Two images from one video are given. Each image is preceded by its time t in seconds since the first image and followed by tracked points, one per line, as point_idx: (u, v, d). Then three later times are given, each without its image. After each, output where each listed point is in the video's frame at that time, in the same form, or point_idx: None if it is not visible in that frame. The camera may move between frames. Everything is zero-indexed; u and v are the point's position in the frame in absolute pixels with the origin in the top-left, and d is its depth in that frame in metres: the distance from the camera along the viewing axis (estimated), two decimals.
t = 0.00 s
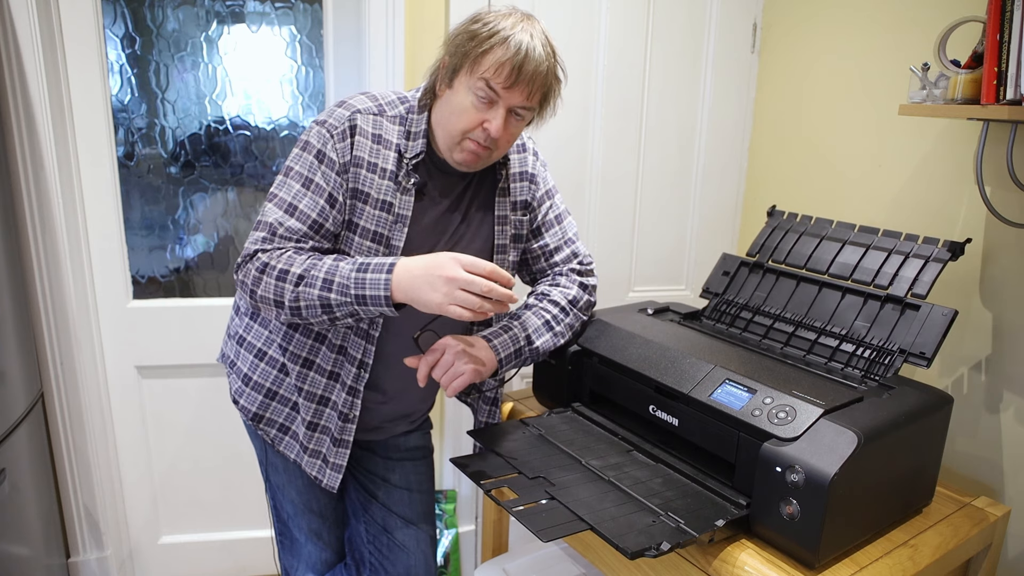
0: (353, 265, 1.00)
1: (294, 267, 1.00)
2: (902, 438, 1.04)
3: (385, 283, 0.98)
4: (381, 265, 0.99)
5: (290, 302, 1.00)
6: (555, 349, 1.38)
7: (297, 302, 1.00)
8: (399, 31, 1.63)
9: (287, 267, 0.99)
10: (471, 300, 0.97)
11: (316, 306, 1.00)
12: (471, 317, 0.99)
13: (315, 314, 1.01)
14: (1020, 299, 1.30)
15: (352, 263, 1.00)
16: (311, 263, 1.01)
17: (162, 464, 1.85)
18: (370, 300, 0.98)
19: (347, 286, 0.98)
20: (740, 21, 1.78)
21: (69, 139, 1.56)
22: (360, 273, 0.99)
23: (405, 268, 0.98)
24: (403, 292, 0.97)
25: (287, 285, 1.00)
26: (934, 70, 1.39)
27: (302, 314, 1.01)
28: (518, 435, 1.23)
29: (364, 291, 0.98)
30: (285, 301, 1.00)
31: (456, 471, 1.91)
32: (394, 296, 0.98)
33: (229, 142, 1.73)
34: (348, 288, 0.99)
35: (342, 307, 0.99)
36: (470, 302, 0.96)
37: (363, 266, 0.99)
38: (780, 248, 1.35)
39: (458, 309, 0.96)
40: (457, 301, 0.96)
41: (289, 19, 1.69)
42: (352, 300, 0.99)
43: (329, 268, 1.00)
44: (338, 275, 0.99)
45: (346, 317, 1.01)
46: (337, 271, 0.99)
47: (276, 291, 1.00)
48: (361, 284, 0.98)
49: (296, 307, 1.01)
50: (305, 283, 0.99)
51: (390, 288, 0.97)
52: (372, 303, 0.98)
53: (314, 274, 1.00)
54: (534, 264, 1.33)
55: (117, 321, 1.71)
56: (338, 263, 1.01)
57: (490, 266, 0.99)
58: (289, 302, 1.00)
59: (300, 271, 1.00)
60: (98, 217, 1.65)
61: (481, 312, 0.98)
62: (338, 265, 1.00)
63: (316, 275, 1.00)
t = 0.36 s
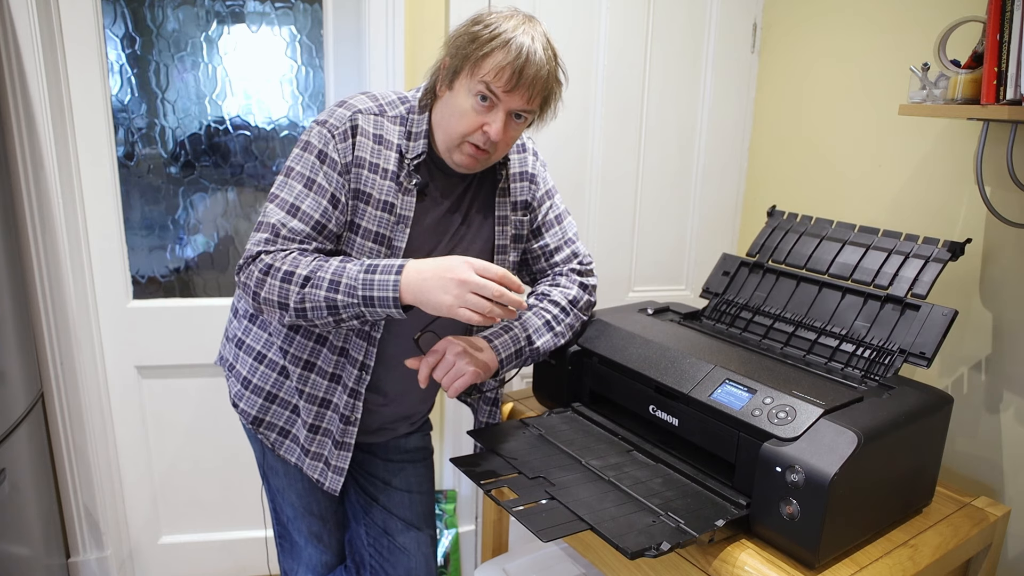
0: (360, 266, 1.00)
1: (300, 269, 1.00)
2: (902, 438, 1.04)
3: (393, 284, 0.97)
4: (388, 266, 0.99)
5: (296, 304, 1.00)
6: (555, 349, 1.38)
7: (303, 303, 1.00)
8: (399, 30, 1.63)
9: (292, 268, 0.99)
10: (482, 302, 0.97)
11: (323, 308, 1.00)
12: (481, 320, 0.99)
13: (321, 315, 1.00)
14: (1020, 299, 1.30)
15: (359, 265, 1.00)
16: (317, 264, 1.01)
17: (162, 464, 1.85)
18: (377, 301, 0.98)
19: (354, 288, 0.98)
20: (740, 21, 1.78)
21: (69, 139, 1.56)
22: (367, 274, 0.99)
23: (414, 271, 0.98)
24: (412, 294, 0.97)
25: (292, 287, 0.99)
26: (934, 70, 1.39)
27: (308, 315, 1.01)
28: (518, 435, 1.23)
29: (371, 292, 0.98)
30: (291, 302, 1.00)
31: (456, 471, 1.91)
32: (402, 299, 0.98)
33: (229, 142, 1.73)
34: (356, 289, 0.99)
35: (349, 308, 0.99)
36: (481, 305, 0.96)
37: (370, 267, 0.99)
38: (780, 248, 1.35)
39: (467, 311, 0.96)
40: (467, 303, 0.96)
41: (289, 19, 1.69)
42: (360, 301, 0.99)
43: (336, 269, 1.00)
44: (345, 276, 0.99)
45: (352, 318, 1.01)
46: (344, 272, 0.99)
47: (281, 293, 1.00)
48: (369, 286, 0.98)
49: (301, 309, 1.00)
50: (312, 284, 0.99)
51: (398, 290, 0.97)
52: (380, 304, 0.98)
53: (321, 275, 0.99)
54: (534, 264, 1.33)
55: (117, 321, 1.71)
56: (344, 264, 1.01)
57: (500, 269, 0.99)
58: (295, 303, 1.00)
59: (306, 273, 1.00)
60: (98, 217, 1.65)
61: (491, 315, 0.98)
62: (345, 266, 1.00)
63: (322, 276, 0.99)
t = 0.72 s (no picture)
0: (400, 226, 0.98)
1: (337, 237, 0.97)
2: (902, 438, 1.04)
3: (443, 229, 0.96)
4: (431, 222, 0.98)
5: (337, 270, 0.96)
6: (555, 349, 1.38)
7: (345, 268, 0.96)
8: (399, 30, 1.63)
9: (330, 238, 0.96)
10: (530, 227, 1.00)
11: (367, 270, 0.96)
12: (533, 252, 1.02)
13: (363, 280, 0.96)
14: (1020, 299, 1.30)
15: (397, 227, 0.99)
16: (352, 234, 0.98)
17: (162, 464, 1.85)
18: (425, 252, 0.96)
19: (400, 241, 0.96)
20: (740, 21, 1.78)
21: (69, 139, 1.56)
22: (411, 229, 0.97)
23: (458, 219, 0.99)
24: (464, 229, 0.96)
25: (332, 255, 0.96)
26: (934, 70, 1.39)
27: (348, 282, 0.97)
28: (518, 435, 1.23)
29: (420, 242, 0.96)
30: (331, 270, 0.96)
31: (456, 471, 1.92)
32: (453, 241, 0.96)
33: (229, 142, 1.73)
34: (402, 242, 0.96)
35: (395, 265, 0.96)
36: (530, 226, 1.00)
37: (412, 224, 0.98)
38: (780, 248, 1.35)
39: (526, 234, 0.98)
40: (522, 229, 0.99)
41: (289, 19, 1.69)
42: (407, 255, 0.96)
43: (375, 232, 0.97)
44: (388, 233, 0.97)
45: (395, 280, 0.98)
46: (386, 231, 0.97)
47: (320, 263, 0.96)
48: (416, 237, 0.96)
49: (342, 275, 0.96)
50: (353, 246, 0.96)
51: (450, 229, 0.96)
52: (429, 254, 0.96)
53: (361, 237, 0.97)
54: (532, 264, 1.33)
55: (116, 322, 1.71)
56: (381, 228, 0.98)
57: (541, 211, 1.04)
58: (336, 269, 0.96)
59: (344, 241, 0.96)
60: (98, 218, 1.65)
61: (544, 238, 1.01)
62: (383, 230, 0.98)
63: (363, 238, 0.97)
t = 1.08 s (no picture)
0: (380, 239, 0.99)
1: (318, 244, 0.97)
2: (902, 438, 1.04)
3: (420, 247, 0.97)
4: (411, 237, 0.98)
5: (314, 278, 0.96)
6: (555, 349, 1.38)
7: (322, 277, 0.96)
8: (399, 31, 1.63)
9: (310, 244, 0.96)
10: (510, 232, 0.98)
11: (342, 280, 0.96)
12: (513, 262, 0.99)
13: (340, 289, 0.97)
14: (1020, 299, 1.30)
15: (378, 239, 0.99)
16: (334, 242, 0.98)
17: (162, 464, 1.85)
18: (401, 268, 0.97)
19: (377, 255, 0.96)
20: (740, 21, 1.78)
21: (68, 139, 1.56)
22: (390, 243, 0.98)
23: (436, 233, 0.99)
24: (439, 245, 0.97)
25: (310, 261, 0.96)
26: (934, 70, 1.39)
27: (325, 290, 0.97)
28: (518, 435, 1.23)
29: (396, 258, 0.96)
30: (307, 277, 0.96)
31: (456, 471, 1.91)
32: (428, 258, 0.97)
33: (229, 142, 1.73)
34: (379, 256, 0.97)
35: (371, 278, 0.97)
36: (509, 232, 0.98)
37: (391, 238, 0.98)
38: (780, 248, 1.35)
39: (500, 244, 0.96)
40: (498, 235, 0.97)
41: (289, 19, 1.69)
42: (383, 270, 0.97)
43: (355, 242, 0.98)
44: (367, 246, 0.97)
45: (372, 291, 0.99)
46: (365, 243, 0.97)
47: (298, 268, 0.96)
48: (393, 252, 0.97)
49: (318, 283, 0.96)
50: (332, 256, 0.96)
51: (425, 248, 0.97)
52: (406, 271, 0.97)
53: (341, 247, 0.97)
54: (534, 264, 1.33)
55: (116, 322, 1.71)
56: (361, 239, 0.99)
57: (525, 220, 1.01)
58: (313, 277, 0.96)
59: (323, 248, 0.97)
60: (98, 218, 1.65)
61: (525, 243, 0.99)
62: (364, 240, 0.98)
63: (342, 249, 0.97)
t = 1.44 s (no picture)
0: (349, 252, 1.02)
1: (289, 251, 1.02)
2: (901, 438, 1.04)
3: (381, 268, 1.00)
4: (377, 255, 1.01)
5: (282, 284, 1.01)
6: (555, 349, 1.38)
7: (289, 284, 1.01)
8: (399, 31, 1.63)
9: (282, 250, 1.01)
10: (471, 271, 0.99)
11: (308, 288, 1.01)
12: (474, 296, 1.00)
13: (306, 297, 1.02)
14: (1020, 299, 1.30)
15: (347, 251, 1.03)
16: (306, 249, 1.02)
17: (162, 464, 1.85)
18: (364, 285, 1.00)
19: (342, 271, 1.00)
20: (740, 21, 1.78)
21: (68, 139, 1.56)
22: (357, 259, 1.01)
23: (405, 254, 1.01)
24: (402, 267, 0.99)
25: (279, 267, 1.01)
26: (934, 70, 1.39)
27: (293, 296, 1.02)
28: (519, 436, 1.23)
29: (359, 275, 1.00)
30: (277, 283, 1.01)
31: (456, 471, 1.91)
32: (390, 279, 0.99)
33: (229, 142, 1.73)
34: (344, 271, 1.00)
35: (334, 291, 1.01)
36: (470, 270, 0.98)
37: (359, 253, 1.01)
38: (780, 248, 1.35)
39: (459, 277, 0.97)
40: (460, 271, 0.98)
41: (289, 19, 1.69)
42: (346, 284, 1.00)
43: (325, 253, 1.02)
44: (334, 259, 1.01)
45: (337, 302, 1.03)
46: (333, 256, 1.01)
47: (267, 272, 1.01)
48: (356, 269, 1.00)
49: (287, 290, 1.01)
50: (300, 265, 1.01)
51: (388, 270, 0.99)
52: (367, 288, 1.00)
53: (309, 257, 1.01)
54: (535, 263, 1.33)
55: (117, 321, 1.71)
56: (332, 250, 1.02)
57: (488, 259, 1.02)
58: (281, 283, 1.01)
59: (294, 256, 1.01)
60: (98, 218, 1.65)
61: (486, 285, 0.99)
62: (333, 251, 1.02)
63: (311, 258, 1.01)
